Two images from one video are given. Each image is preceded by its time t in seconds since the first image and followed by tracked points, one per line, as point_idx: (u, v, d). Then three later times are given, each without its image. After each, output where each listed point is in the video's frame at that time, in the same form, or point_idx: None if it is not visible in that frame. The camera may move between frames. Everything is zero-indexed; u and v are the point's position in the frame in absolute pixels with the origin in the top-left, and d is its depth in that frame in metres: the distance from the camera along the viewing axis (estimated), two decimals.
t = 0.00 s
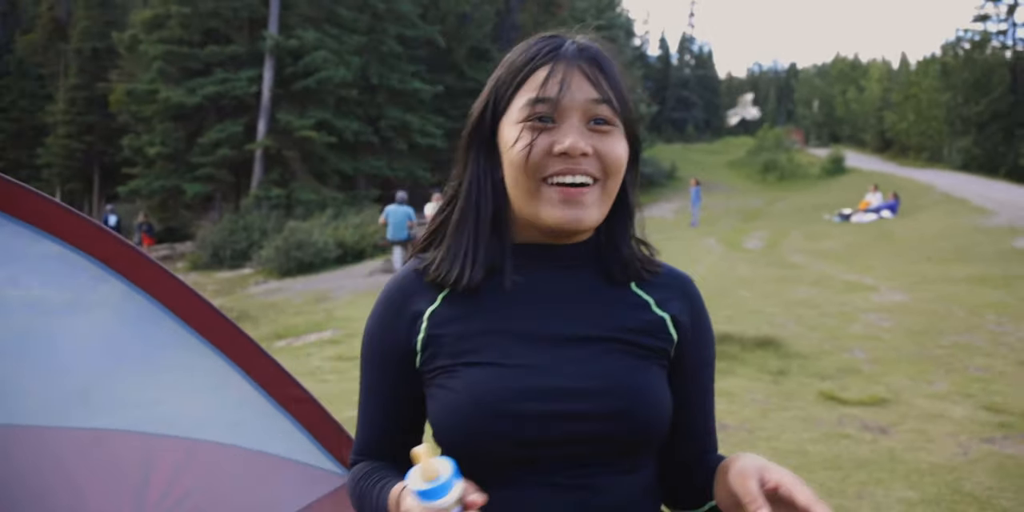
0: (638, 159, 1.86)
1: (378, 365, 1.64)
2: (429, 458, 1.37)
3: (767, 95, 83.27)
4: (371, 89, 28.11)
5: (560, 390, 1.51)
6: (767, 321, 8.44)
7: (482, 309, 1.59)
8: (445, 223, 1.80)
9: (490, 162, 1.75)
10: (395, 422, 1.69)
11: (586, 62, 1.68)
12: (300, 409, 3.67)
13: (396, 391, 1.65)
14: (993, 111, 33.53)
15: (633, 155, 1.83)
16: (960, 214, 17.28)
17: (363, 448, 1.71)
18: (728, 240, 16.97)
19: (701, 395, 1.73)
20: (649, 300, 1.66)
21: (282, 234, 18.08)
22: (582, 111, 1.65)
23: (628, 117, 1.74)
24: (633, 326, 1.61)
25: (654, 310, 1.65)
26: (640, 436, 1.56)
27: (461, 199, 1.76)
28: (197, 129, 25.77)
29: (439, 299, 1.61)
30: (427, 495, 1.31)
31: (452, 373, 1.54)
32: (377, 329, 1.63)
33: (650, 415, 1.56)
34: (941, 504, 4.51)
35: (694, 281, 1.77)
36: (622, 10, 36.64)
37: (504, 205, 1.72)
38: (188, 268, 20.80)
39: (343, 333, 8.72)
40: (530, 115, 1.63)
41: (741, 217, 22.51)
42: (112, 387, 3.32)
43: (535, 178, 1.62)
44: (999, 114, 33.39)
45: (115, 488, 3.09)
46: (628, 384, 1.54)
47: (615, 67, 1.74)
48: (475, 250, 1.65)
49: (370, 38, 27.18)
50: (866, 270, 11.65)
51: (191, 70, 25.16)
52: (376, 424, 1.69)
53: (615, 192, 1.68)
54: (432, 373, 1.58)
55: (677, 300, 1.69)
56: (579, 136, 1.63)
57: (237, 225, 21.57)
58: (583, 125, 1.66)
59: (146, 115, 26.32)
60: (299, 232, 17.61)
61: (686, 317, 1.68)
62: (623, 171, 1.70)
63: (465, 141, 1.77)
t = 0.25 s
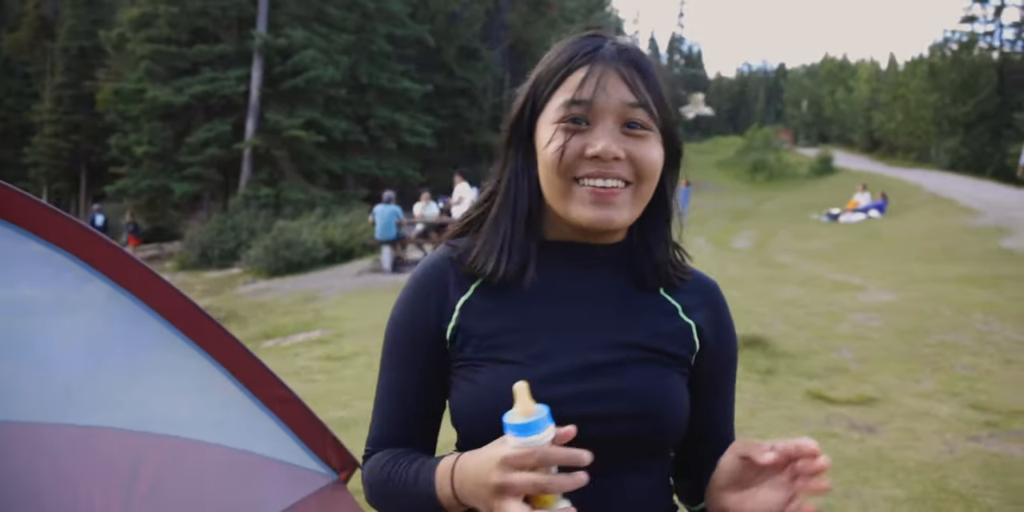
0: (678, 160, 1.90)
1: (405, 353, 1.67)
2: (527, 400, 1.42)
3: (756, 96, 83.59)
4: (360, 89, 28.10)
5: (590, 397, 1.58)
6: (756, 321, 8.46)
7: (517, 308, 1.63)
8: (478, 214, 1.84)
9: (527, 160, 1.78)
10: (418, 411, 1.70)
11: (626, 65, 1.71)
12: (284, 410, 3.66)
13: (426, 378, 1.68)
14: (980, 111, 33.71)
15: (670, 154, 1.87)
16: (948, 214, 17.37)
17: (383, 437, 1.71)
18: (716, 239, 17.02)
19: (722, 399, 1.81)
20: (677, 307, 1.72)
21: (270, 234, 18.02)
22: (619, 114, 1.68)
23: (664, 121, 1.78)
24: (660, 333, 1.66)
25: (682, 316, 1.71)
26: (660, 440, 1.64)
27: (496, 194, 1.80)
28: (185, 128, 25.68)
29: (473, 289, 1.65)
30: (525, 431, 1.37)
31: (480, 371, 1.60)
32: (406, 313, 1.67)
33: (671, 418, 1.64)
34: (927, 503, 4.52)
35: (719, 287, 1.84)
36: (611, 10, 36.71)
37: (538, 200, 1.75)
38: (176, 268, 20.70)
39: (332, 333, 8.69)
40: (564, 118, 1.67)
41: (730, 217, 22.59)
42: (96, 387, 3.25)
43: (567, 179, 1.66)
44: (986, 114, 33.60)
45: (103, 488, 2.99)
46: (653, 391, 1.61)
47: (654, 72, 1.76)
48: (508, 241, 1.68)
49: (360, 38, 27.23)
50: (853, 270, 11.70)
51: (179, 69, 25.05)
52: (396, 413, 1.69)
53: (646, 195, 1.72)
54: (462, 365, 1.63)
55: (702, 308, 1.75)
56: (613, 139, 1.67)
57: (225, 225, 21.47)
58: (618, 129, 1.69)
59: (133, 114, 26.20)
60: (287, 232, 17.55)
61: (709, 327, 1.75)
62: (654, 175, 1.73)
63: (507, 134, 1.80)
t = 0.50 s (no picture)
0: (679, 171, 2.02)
1: (417, 336, 1.77)
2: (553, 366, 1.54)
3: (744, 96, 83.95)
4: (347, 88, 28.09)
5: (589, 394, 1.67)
6: (742, 320, 8.49)
7: (523, 300, 1.75)
8: (490, 212, 1.95)
9: (538, 161, 1.90)
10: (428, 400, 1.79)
11: (634, 69, 1.84)
12: (270, 410, 3.58)
13: (435, 367, 1.77)
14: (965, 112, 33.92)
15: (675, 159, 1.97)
16: (933, 214, 17.47)
17: (394, 426, 1.80)
18: (704, 239, 17.09)
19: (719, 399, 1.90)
20: (674, 311, 1.82)
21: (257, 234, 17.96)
22: (623, 113, 1.80)
23: (669, 123, 1.89)
24: (655, 337, 1.77)
25: (679, 320, 1.81)
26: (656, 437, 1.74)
27: (508, 190, 1.92)
28: (171, 128, 25.59)
29: (479, 280, 1.78)
30: (557, 392, 1.50)
31: (484, 361, 1.70)
32: (419, 301, 1.78)
33: (666, 415, 1.74)
34: (911, 500, 4.55)
35: (723, 297, 1.94)
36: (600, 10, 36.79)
37: (544, 201, 1.87)
38: (162, 268, 20.60)
39: (319, 333, 8.67)
40: (571, 115, 1.79)
41: (718, 217, 22.67)
42: (78, 388, 3.19)
43: (573, 171, 1.76)
44: (971, 115, 33.82)
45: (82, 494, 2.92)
46: (649, 388, 1.72)
47: (660, 78, 1.88)
48: (516, 238, 1.80)
49: (348, 37, 27.29)
50: (839, 269, 11.76)
51: (165, 68, 24.94)
52: (406, 401, 1.78)
53: (647, 192, 1.81)
54: (469, 354, 1.73)
55: (698, 314, 1.86)
56: (617, 136, 1.77)
57: (212, 224, 21.38)
58: (622, 127, 1.80)
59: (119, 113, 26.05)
60: (274, 232, 17.48)
61: (704, 331, 1.85)
62: (657, 172, 1.82)
63: (518, 138, 1.93)
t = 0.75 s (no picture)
0: (667, 174, 1.96)
1: (399, 337, 1.77)
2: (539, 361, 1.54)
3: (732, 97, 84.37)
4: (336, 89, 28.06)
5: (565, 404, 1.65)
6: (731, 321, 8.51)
7: (501, 300, 1.74)
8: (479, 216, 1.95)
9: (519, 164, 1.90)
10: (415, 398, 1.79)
11: (612, 72, 1.83)
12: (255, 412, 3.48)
13: (419, 367, 1.78)
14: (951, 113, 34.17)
15: (660, 164, 1.93)
16: (919, 215, 17.59)
17: (376, 419, 1.79)
18: (692, 240, 17.15)
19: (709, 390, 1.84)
20: (658, 309, 1.79)
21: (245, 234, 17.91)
22: (597, 113, 1.78)
23: (648, 127, 1.86)
24: (633, 341, 1.73)
25: (658, 312, 1.79)
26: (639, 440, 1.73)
27: (494, 196, 1.91)
28: (157, 128, 25.47)
29: (459, 285, 1.78)
30: (540, 390, 1.48)
31: (461, 365, 1.71)
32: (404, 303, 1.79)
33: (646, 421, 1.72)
34: (898, 500, 4.57)
35: (717, 292, 1.88)
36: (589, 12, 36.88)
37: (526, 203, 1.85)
38: (150, 269, 20.51)
39: (307, 334, 8.64)
40: (547, 116, 1.78)
41: (707, 218, 22.75)
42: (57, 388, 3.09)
43: (547, 171, 1.75)
44: (957, 116, 34.00)
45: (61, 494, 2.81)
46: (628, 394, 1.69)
47: (640, 83, 1.87)
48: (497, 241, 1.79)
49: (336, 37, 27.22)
50: (827, 270, 11.81)
51: (153, 68, 24.84)
52: (386, 398, 1.78)
53: (624, 194, 1.78)
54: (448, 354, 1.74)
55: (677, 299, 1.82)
56: (591, 136, 1.75)
57: (200, 225, 21.30)
58: (597, 127, 1.78)
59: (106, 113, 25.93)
60: (263, 232, 17.43)
61: (687, 328, 1.81)
62: (635, 173, 1.78)
63: (502, 142, 1.95)
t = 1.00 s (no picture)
0: (630, 164, 1.75)
1: (387, 333, 1.76)
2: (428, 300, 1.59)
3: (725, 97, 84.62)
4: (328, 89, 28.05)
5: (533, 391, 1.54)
6: (723, 320, 8.51)
7: (474, 298, 1.69)
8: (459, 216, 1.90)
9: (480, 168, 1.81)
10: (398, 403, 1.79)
11: (556, 73, 1.66)
12: (247, 413, 3.55)
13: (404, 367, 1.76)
14: (942, 113, 34.31)
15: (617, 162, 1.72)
16: (911, 214, 17.64)
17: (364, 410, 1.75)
18: (685, 240, 17.20)
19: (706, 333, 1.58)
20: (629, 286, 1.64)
21: (238, 236, 17.88)
22: (541, 122, 1.62)
23: (603, 128, 1.67)
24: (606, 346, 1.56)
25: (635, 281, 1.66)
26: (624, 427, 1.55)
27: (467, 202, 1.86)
28: (149, 129, 25.42)
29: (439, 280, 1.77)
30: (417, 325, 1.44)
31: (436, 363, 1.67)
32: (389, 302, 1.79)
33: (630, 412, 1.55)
34: (890, 499, 4.58)
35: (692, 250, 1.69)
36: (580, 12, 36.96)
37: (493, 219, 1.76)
38: (142, 271, 20.49)
39: (299, 336, 8.62)
40: (494, 127, 1.66)
41: (699, 218, 22.80)
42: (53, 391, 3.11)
43: (499, 186, 1.64)
44: (949, 116, 33.97)
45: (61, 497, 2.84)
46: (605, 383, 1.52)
47: (593, 80, 1.68)
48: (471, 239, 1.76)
49: (327, 38, 27.21)
50: (819, 270, 11.84)
51: (144, 69, 24.81)
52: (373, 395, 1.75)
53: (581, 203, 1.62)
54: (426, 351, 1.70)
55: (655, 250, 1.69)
56: (535, 148, 1.60)
57: (192, 227, 21.27)
58: (544, 136, 1.62)
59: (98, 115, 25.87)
60: (255, 234, 17.40)
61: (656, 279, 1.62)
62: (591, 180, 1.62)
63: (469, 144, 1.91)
